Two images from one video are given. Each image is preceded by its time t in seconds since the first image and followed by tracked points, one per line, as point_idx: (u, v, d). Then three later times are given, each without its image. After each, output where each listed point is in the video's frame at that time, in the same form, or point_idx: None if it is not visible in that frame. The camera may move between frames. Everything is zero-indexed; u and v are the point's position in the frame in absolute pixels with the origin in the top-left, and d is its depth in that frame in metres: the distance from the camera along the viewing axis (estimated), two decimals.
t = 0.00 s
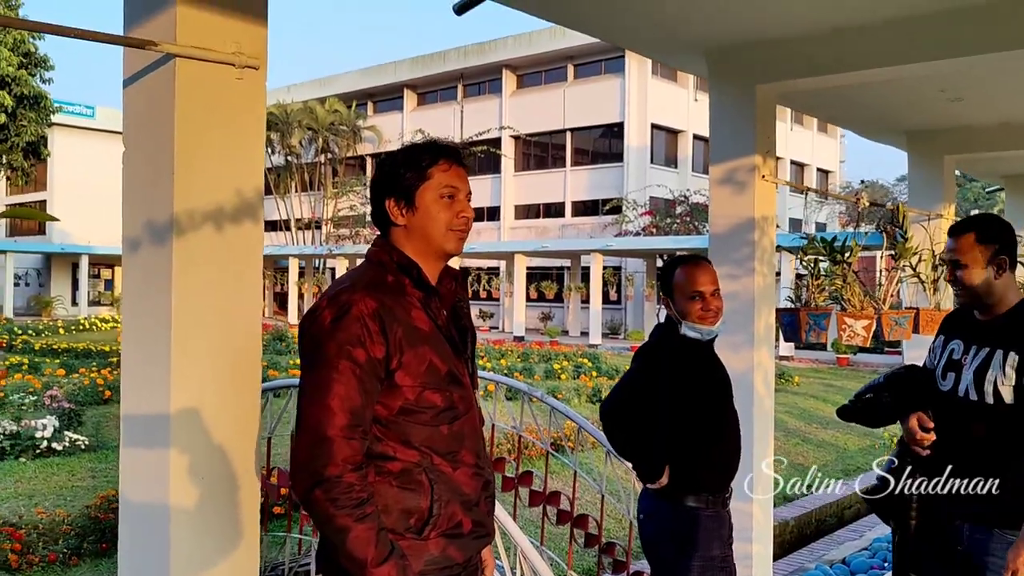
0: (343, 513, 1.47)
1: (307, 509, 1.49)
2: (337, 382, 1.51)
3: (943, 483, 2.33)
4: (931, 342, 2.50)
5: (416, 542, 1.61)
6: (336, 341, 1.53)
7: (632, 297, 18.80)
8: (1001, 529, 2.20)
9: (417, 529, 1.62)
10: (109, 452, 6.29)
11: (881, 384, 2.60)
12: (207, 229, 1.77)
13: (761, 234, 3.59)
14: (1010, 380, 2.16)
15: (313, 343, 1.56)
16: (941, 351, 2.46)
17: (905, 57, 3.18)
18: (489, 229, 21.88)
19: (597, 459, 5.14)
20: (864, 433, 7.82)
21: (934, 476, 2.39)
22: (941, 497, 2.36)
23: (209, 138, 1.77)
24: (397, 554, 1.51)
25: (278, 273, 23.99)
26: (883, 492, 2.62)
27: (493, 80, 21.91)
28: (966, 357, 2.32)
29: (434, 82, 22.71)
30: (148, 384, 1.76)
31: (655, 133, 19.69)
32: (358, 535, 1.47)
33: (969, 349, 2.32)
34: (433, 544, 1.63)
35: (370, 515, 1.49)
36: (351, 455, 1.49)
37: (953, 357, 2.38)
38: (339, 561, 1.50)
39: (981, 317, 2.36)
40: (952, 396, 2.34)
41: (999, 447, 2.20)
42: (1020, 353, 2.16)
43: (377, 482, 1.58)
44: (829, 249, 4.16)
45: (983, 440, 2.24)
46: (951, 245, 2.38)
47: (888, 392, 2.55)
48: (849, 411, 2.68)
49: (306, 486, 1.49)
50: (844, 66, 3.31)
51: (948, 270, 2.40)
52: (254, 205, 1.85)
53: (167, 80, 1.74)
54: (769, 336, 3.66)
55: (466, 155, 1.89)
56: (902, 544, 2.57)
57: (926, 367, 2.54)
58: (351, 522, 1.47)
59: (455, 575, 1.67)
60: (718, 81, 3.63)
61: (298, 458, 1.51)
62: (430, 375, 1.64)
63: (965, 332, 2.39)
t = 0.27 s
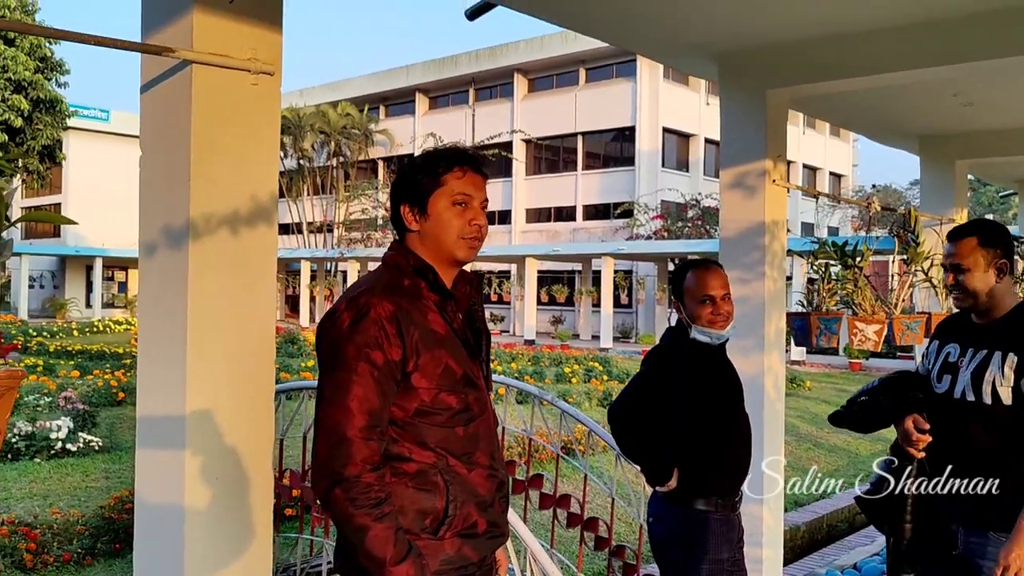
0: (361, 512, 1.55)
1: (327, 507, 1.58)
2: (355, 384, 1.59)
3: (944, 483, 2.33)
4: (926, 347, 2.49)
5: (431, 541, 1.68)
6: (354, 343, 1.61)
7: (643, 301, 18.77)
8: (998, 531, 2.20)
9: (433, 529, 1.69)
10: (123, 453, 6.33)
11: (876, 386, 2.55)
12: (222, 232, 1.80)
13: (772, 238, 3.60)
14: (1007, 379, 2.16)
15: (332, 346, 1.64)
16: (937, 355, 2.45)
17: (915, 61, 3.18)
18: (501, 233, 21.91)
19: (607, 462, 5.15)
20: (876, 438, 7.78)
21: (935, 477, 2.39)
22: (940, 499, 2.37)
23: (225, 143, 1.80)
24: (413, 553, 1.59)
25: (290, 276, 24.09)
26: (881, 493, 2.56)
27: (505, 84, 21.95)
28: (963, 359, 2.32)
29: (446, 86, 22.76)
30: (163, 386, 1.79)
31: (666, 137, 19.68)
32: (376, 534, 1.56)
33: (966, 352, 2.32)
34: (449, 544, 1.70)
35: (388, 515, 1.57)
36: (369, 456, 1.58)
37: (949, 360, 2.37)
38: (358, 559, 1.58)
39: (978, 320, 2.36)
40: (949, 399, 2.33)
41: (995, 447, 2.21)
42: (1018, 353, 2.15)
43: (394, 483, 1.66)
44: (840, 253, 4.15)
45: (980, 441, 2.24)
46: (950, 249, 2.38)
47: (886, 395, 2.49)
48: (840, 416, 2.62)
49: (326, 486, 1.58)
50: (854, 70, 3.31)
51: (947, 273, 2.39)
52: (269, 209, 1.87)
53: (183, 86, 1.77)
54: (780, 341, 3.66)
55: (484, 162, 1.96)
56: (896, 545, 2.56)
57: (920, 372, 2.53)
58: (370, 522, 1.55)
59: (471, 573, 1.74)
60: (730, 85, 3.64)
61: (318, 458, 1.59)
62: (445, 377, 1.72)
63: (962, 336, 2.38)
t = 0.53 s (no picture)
0: (378, 506, 1.57)
1: (344, 502, 1.60)
2: (371, 380, 1.61)
3: (943, 483, 2.38)
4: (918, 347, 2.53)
5: (449, 536, 1.71)
6: (370, 339, 1.63)
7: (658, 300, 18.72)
8: (1009, 529, 2.29)
9: (450, 523, 1.71)
10: (140, 449, 6.38)
11: (871, 385, 2.46)
12: (241, 230, 1.82)
13: (787, 236, 3.59)
14: (1013, 371, 2.25)
15: (349, 342, 1.66)
16: (929, 354, 2.50)
17: (929, 60, 3.17)
18: (515, 231, 21.92)
19: (621, 461, 5.16)
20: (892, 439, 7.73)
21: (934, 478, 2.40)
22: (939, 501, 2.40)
23: (243, 141, 1.81)
24: (430, 547, 1.61)
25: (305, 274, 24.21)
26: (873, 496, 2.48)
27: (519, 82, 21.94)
28: (961, 355, 2.38)
29: (461, 85, 22.77)
30: (181, 382, 1.81)
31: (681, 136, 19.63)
32: (393, 528, 1.57)
33: (963, 347, 2.39)
34: (466, 538, 1.73)
35: (404, 509, 1.59)
36: (384, 450, 1.59)
37: (945, 356, 2.43)
38: (374, 553, 1.60)
39: (971, 317, 2.44)
40: (948, 394, 2.39)
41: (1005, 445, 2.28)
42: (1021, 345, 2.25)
43: (410, 478, 1.68)
44: (856, 252, 4.20)
45: (985, 437, 2.31)
46: (952, 247, 2.41)
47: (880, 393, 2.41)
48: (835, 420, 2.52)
49: (343, 480, 1.60)
50: (868, 69, 3.30)
51: (949, 269, 2.42)
52: (286, 207, 1.89)
53: (203, 84, 1.79)
54: (795, 339, 3.65)
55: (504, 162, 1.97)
56: (891, 549, 2.43)
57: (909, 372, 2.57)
58: (386, 515, 1.57)
59: (488, 568, 1.77)
60: (744, 84, 3.64)
61: (336, 454, 1.62)
62: (461, 374, 1.73)
63: (957, 333, 2.44)
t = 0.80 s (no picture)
0: (408, 499, 1.58)
1: (374, 495, 1.61)
2: (400, 373, 1.62)
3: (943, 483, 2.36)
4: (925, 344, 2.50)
5: (479, 528, 1.73)
6: (399, 334, 1.65)
7: (682, 296, 18.62)
8: (1021, 522, 2.27)
9: (479, 516, 1.74)
10: (167, 442, 6.47)
11: (886, 382, 2.43)
12: (272, 225, 1.84)
13: (814, 232, 3.56)
14: None
15: (378, 336, 1.68)
16: (936, 351, 2.48)
17: (959, 54, 3.12)
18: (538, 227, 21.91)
19: (645, 457, 5.15)
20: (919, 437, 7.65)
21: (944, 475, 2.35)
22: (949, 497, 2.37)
23: (273, 137, 1.83)
24: (459, 539, 1.62)
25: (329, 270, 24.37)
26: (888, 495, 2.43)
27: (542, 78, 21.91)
28: (973, 349, 2.37)
29: (484, 81, 22.79)
30: (214, 376, 1.83)
31: (705, 131, 19.50)
32: (423, 521, 1.58)
33: (974, 341, 2.37)
34: (495, 531, 1.75)
35: (433, 502, 1.60)
36: (413, 444, 1.60)
37: (956, 351, 2.41)
38: (405, 545, 1.61)
39: (976, 311, 2.43)
40: (962, 389, 2.37)
41: (1018, 437, 2.27)
42: None
43: (439, 471, 1.70)
44: (882, 248, 4.19)
45: (1001, 431, 2.30)
46: (963, 240, 2.39)
47: (895, 393, 2.36)
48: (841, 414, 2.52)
49: (372, 474, 1.61)
50: (897, 64, 3.27)
51: (958, 263, 2.40)
52: (315, 202, 1.91)
53: (233, 81, 1.81)
54: (822, 335, 3.63)
55: (530, 157, 1.98)
56: (912, 548, 2.42)
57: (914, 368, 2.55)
58: (416, 508, 1.58)
59: (516, 560, 1.79)
60: (770, 79, 3.62)
61: (365, 448, 1.63)
62: (489, 367, 1.74)
63: (964, 328, 2.43)
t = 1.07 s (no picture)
0: (442, 480, 1.59)
1: (410, 476, 1.63)
2: (438, 355, 1.64)
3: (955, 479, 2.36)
4: (949, 337, 2.51)
5: (513, 511, 1.74)
6: (438, 316, 1.66)
7: (709, 287, 18.51)
8: None
9: (513, 499, 1.74)
10: (199, 429, 6.55)
11: (916, 376, 2.44)
12: (309, 210, 1.85)
13: (849, 220, 3.52)
14: None
15: (417, 318, 1.70)
16: (961, 343, 2.48)
17: (1000, 40, 3.07)
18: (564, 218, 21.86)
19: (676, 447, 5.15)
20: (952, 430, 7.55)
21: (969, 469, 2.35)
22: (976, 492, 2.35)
23: (312, 123, 1.85)
24: (493, 522, 1.63)
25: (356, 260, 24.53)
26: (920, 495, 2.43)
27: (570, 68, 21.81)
28: (1001, 341, 2.37)
29: (511, 71, 22.72)
30: (253, 360, 1.86)
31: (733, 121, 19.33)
32: (457, 502, 1.59)
33: (1001, 332, 2.37)
34: (529, 514, 1.76)
35: (468, 484, 1.61)
36: (450, 426, 1.61)
37: (982, 343, 2.41)
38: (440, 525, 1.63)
39: (999, 301, 2.44)
40: (991, 381, 2.37)
41: None
42: None
43: (475, 453, 1.71)
44: (918, 239, 4.14)
45: None
46: (984, 229, 2.40)
47: (926, 390, 2.37)
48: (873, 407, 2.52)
49: (409, 454, 1.63)
50: (936, 51, 3.21)
51: (980, 254, 2.40)
52: (352, 187, 1.91)
53: (272, 66, 1.82)
54: (857, 325, 3.60)
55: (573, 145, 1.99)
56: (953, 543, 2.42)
57: (939, 361, 2.55)
58: (451, 490, 1.59)
59: (550, 544, 1.79)
60: (805, 67, 3.58)
61: (403, 429, 1.65)
62: (527, 352, 1.75)
63: (988, 319, 2.44)
